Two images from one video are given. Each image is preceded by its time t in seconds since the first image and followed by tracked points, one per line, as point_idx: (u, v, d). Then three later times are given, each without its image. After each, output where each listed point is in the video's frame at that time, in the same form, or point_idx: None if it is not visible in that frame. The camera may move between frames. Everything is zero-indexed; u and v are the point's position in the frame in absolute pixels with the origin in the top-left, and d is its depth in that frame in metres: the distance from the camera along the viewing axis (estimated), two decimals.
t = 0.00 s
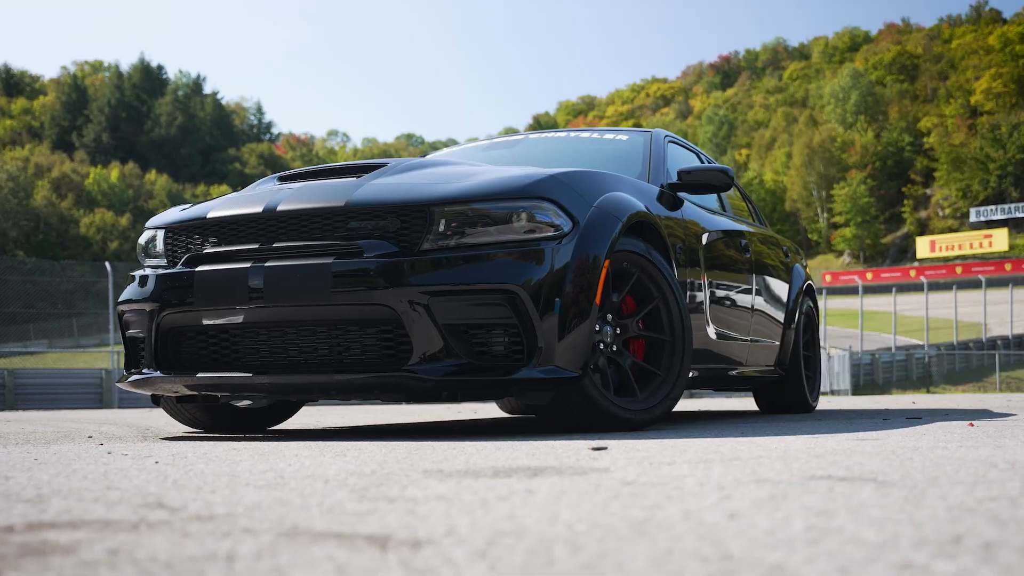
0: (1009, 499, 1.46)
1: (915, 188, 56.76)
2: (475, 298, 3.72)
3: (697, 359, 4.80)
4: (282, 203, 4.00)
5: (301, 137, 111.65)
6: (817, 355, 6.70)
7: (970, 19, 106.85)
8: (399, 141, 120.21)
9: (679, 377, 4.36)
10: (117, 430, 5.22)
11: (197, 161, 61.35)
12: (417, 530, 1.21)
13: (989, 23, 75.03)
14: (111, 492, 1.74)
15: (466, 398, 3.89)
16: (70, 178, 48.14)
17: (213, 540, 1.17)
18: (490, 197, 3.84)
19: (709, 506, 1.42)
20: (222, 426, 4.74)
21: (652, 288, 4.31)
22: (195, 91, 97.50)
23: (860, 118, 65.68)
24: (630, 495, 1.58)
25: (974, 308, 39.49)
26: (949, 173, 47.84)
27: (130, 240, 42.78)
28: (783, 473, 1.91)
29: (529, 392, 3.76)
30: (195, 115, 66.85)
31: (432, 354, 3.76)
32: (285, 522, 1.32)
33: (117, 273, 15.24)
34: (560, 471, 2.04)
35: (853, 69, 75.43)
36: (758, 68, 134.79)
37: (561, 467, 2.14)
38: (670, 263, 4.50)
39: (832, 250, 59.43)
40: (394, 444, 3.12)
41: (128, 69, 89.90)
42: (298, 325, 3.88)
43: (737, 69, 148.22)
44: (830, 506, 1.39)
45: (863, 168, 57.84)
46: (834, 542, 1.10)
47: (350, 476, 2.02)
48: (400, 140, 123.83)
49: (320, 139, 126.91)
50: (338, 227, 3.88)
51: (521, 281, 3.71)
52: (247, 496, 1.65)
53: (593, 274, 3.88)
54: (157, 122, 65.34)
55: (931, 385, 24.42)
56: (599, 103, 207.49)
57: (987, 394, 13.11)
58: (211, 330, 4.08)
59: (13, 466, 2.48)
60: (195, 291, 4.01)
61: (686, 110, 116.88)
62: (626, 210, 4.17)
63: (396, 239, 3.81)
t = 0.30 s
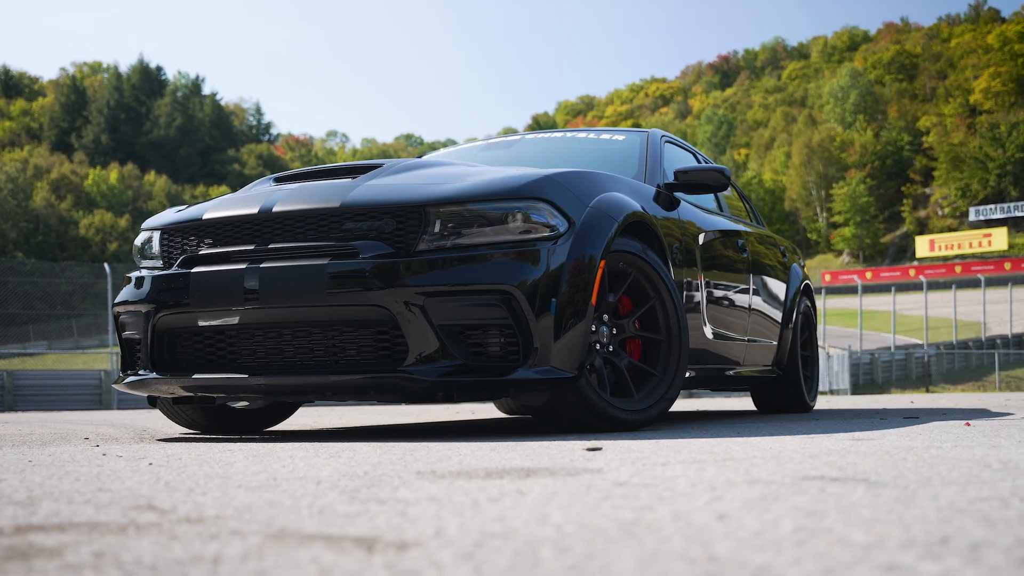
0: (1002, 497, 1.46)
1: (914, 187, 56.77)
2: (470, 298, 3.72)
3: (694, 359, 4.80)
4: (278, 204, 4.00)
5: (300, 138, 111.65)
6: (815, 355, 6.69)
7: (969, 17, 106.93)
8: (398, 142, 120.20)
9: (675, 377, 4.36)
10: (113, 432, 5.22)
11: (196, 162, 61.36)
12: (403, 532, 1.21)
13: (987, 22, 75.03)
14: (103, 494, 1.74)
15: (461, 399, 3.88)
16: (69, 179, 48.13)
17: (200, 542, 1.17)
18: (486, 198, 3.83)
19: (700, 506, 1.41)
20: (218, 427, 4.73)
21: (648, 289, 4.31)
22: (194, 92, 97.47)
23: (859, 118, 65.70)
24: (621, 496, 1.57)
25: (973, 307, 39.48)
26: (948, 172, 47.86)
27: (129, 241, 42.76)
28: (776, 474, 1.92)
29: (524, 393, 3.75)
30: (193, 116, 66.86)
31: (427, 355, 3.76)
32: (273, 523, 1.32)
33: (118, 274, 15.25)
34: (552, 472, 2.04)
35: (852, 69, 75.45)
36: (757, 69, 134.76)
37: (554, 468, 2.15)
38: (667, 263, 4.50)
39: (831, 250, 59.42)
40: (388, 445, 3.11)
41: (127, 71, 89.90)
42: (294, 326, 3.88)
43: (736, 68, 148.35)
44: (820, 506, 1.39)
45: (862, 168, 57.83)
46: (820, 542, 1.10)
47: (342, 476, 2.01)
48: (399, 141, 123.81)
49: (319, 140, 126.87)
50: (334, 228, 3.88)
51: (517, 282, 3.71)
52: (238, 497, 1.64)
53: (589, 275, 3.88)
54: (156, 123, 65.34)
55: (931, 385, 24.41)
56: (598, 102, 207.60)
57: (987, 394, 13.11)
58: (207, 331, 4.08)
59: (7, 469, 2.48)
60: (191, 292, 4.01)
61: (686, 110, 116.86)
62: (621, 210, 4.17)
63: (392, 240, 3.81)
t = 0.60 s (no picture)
0: (992, 497, 1.45)
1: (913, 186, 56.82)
2: (465, 299, 3.72)
3: (691, 359, 4.79)
4: (273, 205, 4.00)
5: (299, 138, 111.62)
6: (812, 354, 6.69)
7: (968, 16, 107.01)
8: (397, 142, 120.23)
9: (672, 377, 4.35)
10: (109, 434, 5.23)
11: (195, 162, 61.33)
12: (389, 536, 1.21)
13: (986, 21, 75.06)
14: (93, 496, 1.74)
15: (457, 400, 3.89)
16: (67, 181, 48.06)
17: (186, 544, 1.16)
18: (481, 198, 3.83)
19: (687, 508, 1.41)
20: (215, 427, 4.72)
21: (643, 289, 4.31)
22: (193, 93, 97.57)
23: (859, 117, 65.70)
24: (611, 497, 1.57)
25: (973, 306, 39.47)
26: (947, 171, 47.85)
27: (128, 242, 42.68)
28: (769, 474, 1.92)
29: (520, 394, 3.75)
30: (193, 117, 66.89)
31: (423, 355, 3.75)
32: (261, 526, 1.32)
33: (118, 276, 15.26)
34: (544, 473, 2.04)
35: (851, 68, 75.52)
36: (756, 68, 134.78)
37: (545, 469, 2.15)
38: (663, 263, 4.50)
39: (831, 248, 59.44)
40: (384, 447, 3.11)
41: (126, 72, 89.89)
42: (289, 327, 3.88)
43: (735, 67, 148.45)
44: (809, 508, 1.39)
45: (861, 166, 57.86)
46: (805, 545, 1.09)
47: (334, 478, 2.01)
48: (399, 142, 123.81)
49: (318, 141, 126.88)
50: (329, 229, 3.88)
51: (512, 282, 3.70)
52: (228, 499, 1.64)
53: (584, 276, 3.87)
54: (155, 124, 65.29)
55: (931, 384, 24.40)
56: (597, 101, 207.81)
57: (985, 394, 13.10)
58: (203, 332, 4.08)
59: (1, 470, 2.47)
60: (186, 293, 4.01)
61: (685, 109, 116.83)
62: (617, 210, 4.17)
63: (387, 241, 3.81)
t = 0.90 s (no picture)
0: (985, 498, 1.45)
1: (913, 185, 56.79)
2: (461, 299, 3.71)
3: (688, 359, 4.79)
4: (269, 206, 3.99)
5: (299, 138, 111.60)
6: (810, 354, 6.69)
7: (967, 14, 106.97)
8: (396, 142, 120.36)
9: (669, 377, 4.35)
10: (108, 435, 5.23)
11: (195, 164, 61.35)
12: (378, 535, 1.21)
13: (985, 19, 75.02)
14: (85, 497, 1.73)
15: (454, 400, 3.88)
16: (67, 182, 48.08)
17: (175, 545, 1.16)
18: (477, 198, 3.83)
19: (679, 507, 1.41)
20: (210, 427, 4.72)
21: (641, 289, 4.31)
22: (192, 94, 97.53)
23: (858, 117, 65.72)
24: (602, 498, 1.56)
25: (973, 305, 39.51)
26: (947, 169, 47.87)
27: (128, 243, 42.68)
28: (763, 474, 1.92)
29: (516, 393, 3.74)
30: (192, 118, 66.90)
31: (419, 356, 3.75)
32: (250, 527, 1.32)
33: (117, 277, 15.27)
34: (538, 473, 2.04)
35: (850, 67, 75.53)
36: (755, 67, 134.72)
37: (539, 468, 2.15)
38: (660, 264, 4.49)
39: (831, 248, 59.47)
40: (381, 448, 3.10)
41: (125, 73, 89.85)
42: (285, 328, 3.88)
43: (735, 67, 148.40)
44: (801, 507, 1.39)
45: (861, 166, 57.87)
46: (792, 545, 1.09)
47: (328, 478, 2.01)
48: (398, 142, 123.75)
49: (317, 141, 126.92)
50: (325, 230, 3.88)
51: (509, 282, 3.71)
52: (219, 501, 1.64)
53: (581, 276, 3.88)
54: (154, 125, 65.31)
55: (930, 383, 24.39)
56: (597, 101, 207.86)
57: (984, 393, 13.11)
58: (199, 333, 4.07)
59: None
60: (183, 294, 4.00)
61: (684, 109, 116.85)
62: (613, 210, 4.16)
63: (383, 241, 3.81)
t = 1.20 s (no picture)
0: (978, 496, 1.45)
1: (913, 184, 56.84)
2: (457, 299, 3.71)
3: (686, 359, 4.79)
4: (266, 206, 3.99)
5: (299, 139, 111.78)
6: (808, 353, 6.69)
7: (967, 12, 106.98)
8: (397, 142, 120.47)
9: (665, 378, 4.35)
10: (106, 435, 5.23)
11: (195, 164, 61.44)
12: (366, 536, 1.21)
13: (984, 18, 74.99)
14: (77, 499, 1.73)
15: (450, 400, 3.88)
16: (68, 182, 48.18)
17: (162, 547, 1.16)
18: (473, 199, 3.83)
19: (668, 507, 1.40)
20: (208, 429, 4.72)
21: (637, 289, 4.31)
22: (191, 95, 97.62)
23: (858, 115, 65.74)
24: (592, 499, 1.56)
25: (973, 304, 39.51)
26: (947, 168, 47.86)
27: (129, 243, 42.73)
28: (755, 474, 1.91)
29: (513, 393, 3.74)
30: (192, 118, 67.05)
31: (416, 355, 3.75)
32: (239, 528, 1.31)
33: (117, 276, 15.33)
34: (532, 473, 2.04)
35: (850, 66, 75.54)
36: (755, 67, 134.79)
37: (533, 469, 2.15)
38: (657, 263, 4.48)
39: (831, 247, 59.49)
40: (376, 448, 3.10)
41: (125, 74, 89.96)
42: (282, 329, 3.88)
43: (735, 66, 148.42)
44: (788, 507, 1.39)
45: (861, 165, 57.92)
46: (782, 544, 1.08)
47: (320, 480, 2.00)
48: (399, 142, 123.83)
49: (317, 141, 127.12)
50: (321, 230, 3.88)
51: (504, 282, 3.70)
52: (210, 502, 1.64)
53: (577, 275, 3.87)
54: (154, 125, 65.41)
55: (931, 381, 24.41)
56: (597, 100, 207.92)
57: (984, 391, 13.15)
58: (196, 334, 4.07)
59: None
60: (179, 295, 4.00)
61: (684, 108, 116.91)
62: (610, 210, 4.16)
63: (378, 242, 3.80)
